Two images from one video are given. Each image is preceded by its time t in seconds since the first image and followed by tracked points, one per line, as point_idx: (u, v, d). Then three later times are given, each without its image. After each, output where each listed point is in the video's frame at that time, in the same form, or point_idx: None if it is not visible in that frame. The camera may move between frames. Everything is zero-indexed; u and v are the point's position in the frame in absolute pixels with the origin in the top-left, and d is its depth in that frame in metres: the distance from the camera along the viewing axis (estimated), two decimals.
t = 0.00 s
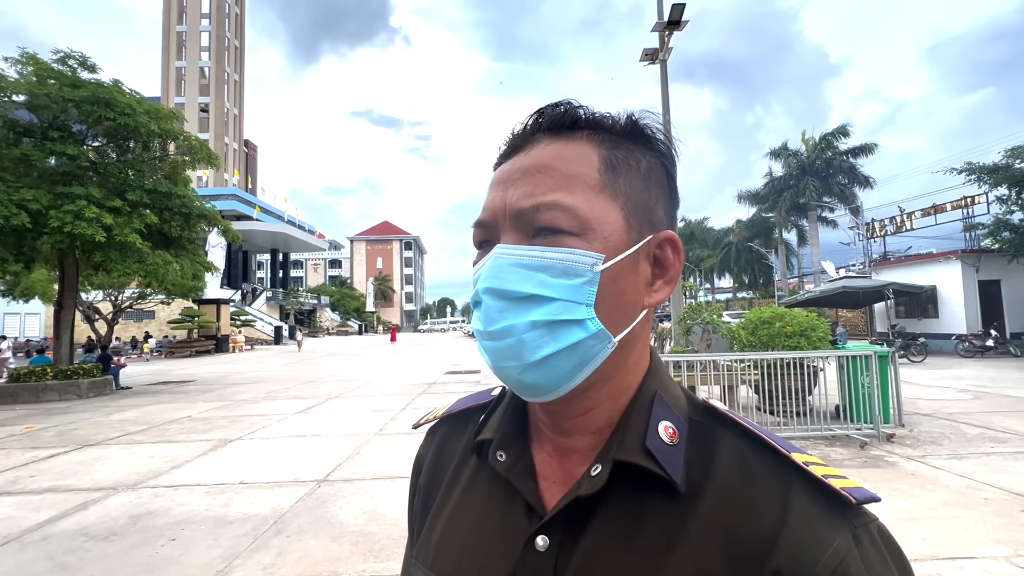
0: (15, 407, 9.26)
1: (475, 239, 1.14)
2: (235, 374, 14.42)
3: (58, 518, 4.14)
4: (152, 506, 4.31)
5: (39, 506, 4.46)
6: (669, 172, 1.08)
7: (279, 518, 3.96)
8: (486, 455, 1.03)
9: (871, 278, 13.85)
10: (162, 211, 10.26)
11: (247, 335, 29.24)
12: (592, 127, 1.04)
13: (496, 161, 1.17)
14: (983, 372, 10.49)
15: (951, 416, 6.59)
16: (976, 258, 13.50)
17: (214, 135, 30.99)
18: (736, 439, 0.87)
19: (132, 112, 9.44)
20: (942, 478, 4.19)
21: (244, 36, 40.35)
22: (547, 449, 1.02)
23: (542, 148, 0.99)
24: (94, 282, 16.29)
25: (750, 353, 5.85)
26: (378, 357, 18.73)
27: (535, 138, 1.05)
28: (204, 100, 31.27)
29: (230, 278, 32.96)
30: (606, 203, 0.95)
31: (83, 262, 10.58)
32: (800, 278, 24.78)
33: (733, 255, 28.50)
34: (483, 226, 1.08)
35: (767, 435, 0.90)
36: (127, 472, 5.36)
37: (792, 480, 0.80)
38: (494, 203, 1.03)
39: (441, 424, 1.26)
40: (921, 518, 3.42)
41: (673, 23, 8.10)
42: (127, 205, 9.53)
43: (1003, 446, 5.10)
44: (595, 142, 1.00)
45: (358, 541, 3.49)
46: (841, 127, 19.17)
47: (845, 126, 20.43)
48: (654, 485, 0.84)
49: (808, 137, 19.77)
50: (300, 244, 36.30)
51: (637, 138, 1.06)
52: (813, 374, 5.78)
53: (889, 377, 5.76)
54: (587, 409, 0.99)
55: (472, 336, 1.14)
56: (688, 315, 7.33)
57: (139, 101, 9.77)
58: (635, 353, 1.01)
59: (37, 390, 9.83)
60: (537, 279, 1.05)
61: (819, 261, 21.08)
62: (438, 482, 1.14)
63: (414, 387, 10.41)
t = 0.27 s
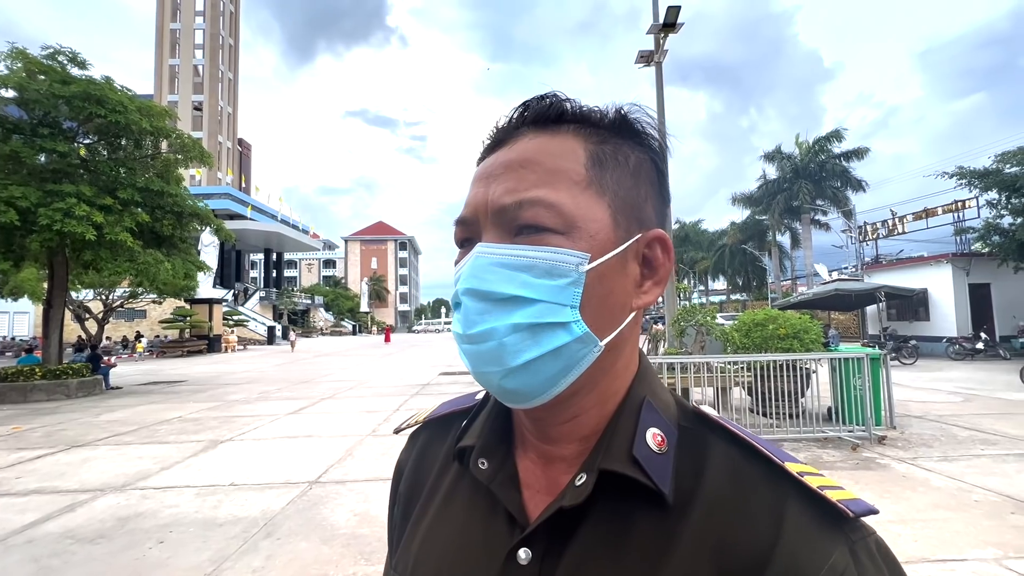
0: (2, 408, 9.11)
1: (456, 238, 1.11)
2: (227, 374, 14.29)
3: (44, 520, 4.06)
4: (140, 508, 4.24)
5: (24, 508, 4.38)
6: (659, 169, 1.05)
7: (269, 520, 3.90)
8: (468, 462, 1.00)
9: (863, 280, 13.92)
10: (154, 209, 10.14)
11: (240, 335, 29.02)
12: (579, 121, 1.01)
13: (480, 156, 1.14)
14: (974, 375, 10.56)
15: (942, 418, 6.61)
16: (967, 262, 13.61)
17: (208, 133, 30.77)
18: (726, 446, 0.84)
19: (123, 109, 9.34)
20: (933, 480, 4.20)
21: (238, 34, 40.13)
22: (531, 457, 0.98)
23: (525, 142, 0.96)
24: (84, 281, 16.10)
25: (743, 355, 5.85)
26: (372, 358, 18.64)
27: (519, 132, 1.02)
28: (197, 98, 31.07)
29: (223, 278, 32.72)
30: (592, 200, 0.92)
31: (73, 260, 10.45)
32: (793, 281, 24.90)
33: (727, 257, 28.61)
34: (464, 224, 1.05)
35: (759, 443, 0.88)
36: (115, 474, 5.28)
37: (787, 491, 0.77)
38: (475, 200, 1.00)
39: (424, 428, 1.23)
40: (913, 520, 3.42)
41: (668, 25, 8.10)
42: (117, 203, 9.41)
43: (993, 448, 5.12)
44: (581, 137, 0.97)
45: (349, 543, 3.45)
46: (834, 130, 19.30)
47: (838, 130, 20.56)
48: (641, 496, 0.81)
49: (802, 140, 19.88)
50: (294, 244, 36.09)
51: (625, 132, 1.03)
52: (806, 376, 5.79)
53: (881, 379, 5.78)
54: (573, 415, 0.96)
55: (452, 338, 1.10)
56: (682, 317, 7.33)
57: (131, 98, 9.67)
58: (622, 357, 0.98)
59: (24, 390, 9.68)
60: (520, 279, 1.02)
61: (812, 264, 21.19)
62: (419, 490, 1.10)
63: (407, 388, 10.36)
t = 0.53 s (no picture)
0: None
1: (428, 233, 1.08)
2: (220, 375, 14.16)
3: (29, 523, 3.98)
4: (128, 510, 4.16)
5: (9, 510, 4.29)
6: (639, 160, 1.02)
7: (259, 522, 3.84)
8: (440, 466, 0.96)
9: (857, 283, 13.98)
10: (146, 209, 10.03)
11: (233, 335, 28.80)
12: (554, 111, 0.97)
13: (453, 148, 1.11)
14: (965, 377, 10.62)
15: (934, 420, 6.64)
16: (959, 265, 13.70)
17: (202, 133, 30.56)
18: (708, 449, 0.81)
19: (115, 107, 9.24)
20: (925, 482, 4.19)
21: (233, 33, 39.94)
22: (506, 461, 0.95)
23: (497, 132, 0.93)
24: (74, 281, 15.91)
25: (736, 357, 5.84)
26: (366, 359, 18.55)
27: (493, 121, 0.99)
28: (191, 97, 30.87)
29: (216, 278, 32.50)
30: (567, 192, 0.89)
31: (63, 259, 10.32)
32: (787, 283, 25.00)
33: (721, 260, 28.70)
34: (435, 218, 1.02)
35: (741, 446, 0.84)
36: (103, 476, 5.19)
37: (769, 495, 0.74)
38: (446, 192, 0.97)
39: (398, 430, 1.19)
40: (905, 522, 3.41)
41: (663, 28, 8.11)
42: (109, 202, 9.30)
43: (985, 450, 5.13)
44: (556, 126, 0.94)
45: (340, 546, 3.39)
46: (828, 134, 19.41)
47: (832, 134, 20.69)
48: (618, 501, 0.77)
49: (796, 144, 19.98)
50: (288, 244, 35.91)
51: (602, 122, 1.00)
52: (799, 378, 5.78)
53: (873, 381, 5.78)
54: (549, 417, 0.92)
55: (422, 337, 1.07)
56: (676, 319, 7.31)
57: (123, 96, 9.57)
58: (601, 356, 0.94)
59: (13, 390, 9.53)
60: (491, 275, 0.99)
61: (806, 266, 21.27)
62: (390, 495, 1.06)
63: (401, 389, 10.29)
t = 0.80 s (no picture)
0: None
1: (426, 230, 1.07)
2: (214, 376, 14.08)
3: (21, 525, 3.94)
4: (121, 512, 4.13)
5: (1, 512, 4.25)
6: (637, 158, 1.02)
7: (254, 524, 3.82)
8: (437, 464, 0.96)
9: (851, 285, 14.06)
10: (141, 209, 9.97)
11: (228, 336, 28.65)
12: (554, 108, 0.97)
13: (451, 144, 1.11)
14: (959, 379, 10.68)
15: (928, 422, 6.67)
16: (952, 268, 13.79)
17: (198, 133, 30.44)
18: (707, 448, 0.81)
19: (109, 106, 9.20)
20: (920, 483, 4.21)
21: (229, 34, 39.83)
22: (504, 459, 0.95)
23: (496, 129, 0.93)
24: (67, 282, 15.80)
25: (732, 359, 5.86)
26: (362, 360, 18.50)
27: (492, 118, 0.99)
28: (187, 98, 30.75)
29: (211, 279, 32.35)
30: (567, 190, 0.89)
31: (57, 260, 10.24)
32: (783, 286, 25.11)
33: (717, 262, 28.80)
34: (433, 215, 1.01)
35: (739, 442, 0.85)
36: (96, 478, 5.15)
37: (767, 491, 0.74)
38: (445, 189, 0.97)
39: (392, 428, 1.18)
40: (900, 523, 3.42)
41: (659, 31, 8.14)
42: (103, 202, 9.25)
43: (978, 451, 5.16)
44: (556, 124, 0.94)
45: (336, 548, 3.38)
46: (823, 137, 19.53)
47: (827, 137, 20.81)
48: (617, 498, 0.77)
49: (791, 147, 20.09)
50: (284, 245, 35.77)
51: (601, 121, 1.00)
52: (794, 379, 5.81)
53: (868, 383, 5.81)
54: (547, 416, 0.92)
55: (420, 335, 1.06)
56: (672, 320, 7.34)
57: (117, 95, 9.52)
58: (600, 354, 0.95)
59: (5, 392, 9.44)
60: (492, 273, 0.99)
61: (801, 269, 21.38)
62: (385, 493, 1.05)
63: (397, 391, 10.26)
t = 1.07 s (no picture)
0: None
1: (439, 241, 1.08)
2: (210, 378, 14.00)
3: (15, 529, 3.91)
4: (116, 516, 4.10)
5: None
6: (645, 170, 1.04)
7: (251, 527, 3.81)
8: (449, 472, 0.95)
9: (846, 287, 14.14)
10: (136, 210, 9.92)
11: (224, 338, 28.50)
12: (564, 124, 0.99)
13: (463, 157, 1.12)
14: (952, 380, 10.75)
15: (922, 424, 6.72)
16: (945, 270, 13.90)
17: (193, 134, 30.31)
18: (715, 454, 0.82)
19: (105, 107, 9.15)
20: (915, 484, 4.24)
21: (224, 34, 39.67)
22: (515, 466, 0.95)
23: (510, 145, 0.94)
24: (61, 283, 15.68)
25: (728, 361, 5.88)
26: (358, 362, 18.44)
27: (504, 133, 1.00)
28: (182, 98, 30.61)
29: (207, 281, 32.20)
30: (580, 203, 0.90)
31: (51, 261, 10.17)
32: (778, 287, 25.23)
33: (713, 264, 28.91)
34: (447, 228, 1.02)
35: (747, 449, 0.85)
36: (92, 481, 5.12)
37: (776, 497, 0.74)
38: (459, 202, 0.97)
39: (403, 435, 1.18)
40: (895, 524, 3.45)
41: (656, 34, 8.18)
42: (98, 203, 9.20)
43: (972, 452, 5.20)
44: (567, 140, 0.95)
45: (334, 551, 3.37)
46: (818, 140, 19.63)
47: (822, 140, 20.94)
48: (629, 505, 0.78)
49: (787, 149, 20.19)
50: (280, 246, 35.65)
51: (610, 135, 1.01)
52: (790, 382, 5.84)
53: (864, 385, 5.84)
54: (557, 425, 0.93)
55: (434, 346, 1.07)
56: (669, 322, 7.37)
57: (113, 95, 9.48)
58: (610, 363, 0.96)
59: None
60: (505, 285, 1.00)
61: (796, 270, 21.47)
62: (397, 500, 1.05)
63: (394, 393, 10.25)
